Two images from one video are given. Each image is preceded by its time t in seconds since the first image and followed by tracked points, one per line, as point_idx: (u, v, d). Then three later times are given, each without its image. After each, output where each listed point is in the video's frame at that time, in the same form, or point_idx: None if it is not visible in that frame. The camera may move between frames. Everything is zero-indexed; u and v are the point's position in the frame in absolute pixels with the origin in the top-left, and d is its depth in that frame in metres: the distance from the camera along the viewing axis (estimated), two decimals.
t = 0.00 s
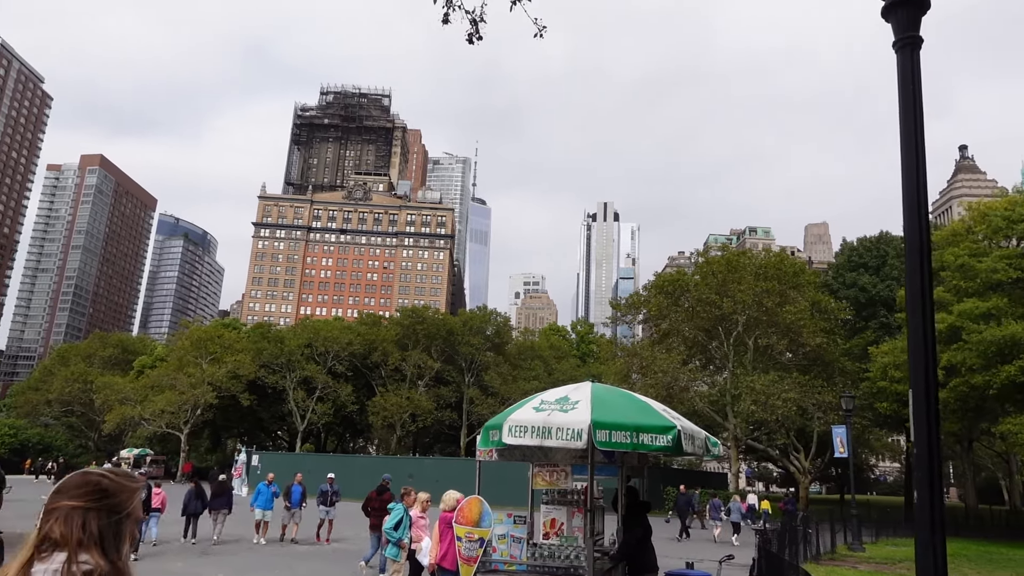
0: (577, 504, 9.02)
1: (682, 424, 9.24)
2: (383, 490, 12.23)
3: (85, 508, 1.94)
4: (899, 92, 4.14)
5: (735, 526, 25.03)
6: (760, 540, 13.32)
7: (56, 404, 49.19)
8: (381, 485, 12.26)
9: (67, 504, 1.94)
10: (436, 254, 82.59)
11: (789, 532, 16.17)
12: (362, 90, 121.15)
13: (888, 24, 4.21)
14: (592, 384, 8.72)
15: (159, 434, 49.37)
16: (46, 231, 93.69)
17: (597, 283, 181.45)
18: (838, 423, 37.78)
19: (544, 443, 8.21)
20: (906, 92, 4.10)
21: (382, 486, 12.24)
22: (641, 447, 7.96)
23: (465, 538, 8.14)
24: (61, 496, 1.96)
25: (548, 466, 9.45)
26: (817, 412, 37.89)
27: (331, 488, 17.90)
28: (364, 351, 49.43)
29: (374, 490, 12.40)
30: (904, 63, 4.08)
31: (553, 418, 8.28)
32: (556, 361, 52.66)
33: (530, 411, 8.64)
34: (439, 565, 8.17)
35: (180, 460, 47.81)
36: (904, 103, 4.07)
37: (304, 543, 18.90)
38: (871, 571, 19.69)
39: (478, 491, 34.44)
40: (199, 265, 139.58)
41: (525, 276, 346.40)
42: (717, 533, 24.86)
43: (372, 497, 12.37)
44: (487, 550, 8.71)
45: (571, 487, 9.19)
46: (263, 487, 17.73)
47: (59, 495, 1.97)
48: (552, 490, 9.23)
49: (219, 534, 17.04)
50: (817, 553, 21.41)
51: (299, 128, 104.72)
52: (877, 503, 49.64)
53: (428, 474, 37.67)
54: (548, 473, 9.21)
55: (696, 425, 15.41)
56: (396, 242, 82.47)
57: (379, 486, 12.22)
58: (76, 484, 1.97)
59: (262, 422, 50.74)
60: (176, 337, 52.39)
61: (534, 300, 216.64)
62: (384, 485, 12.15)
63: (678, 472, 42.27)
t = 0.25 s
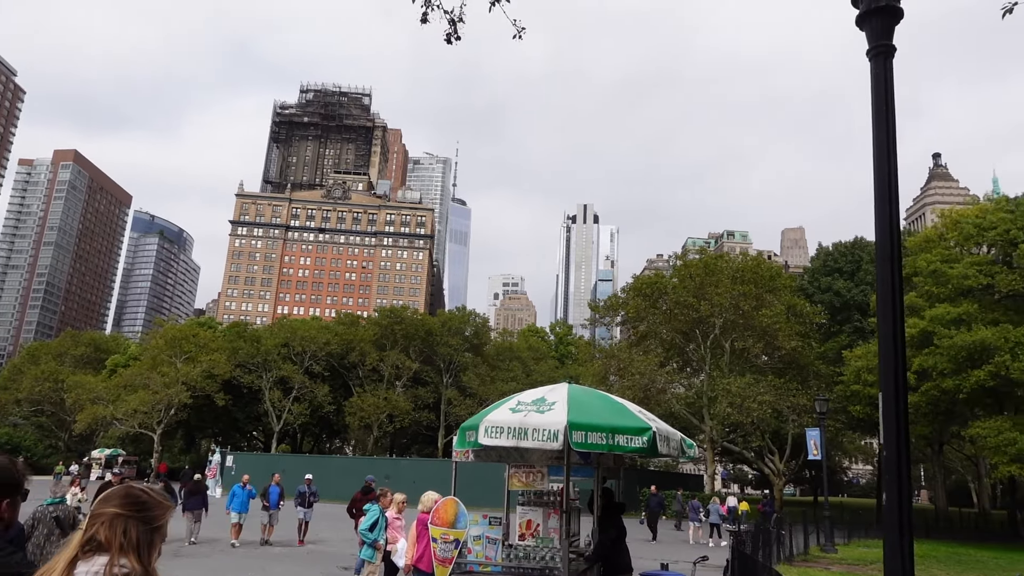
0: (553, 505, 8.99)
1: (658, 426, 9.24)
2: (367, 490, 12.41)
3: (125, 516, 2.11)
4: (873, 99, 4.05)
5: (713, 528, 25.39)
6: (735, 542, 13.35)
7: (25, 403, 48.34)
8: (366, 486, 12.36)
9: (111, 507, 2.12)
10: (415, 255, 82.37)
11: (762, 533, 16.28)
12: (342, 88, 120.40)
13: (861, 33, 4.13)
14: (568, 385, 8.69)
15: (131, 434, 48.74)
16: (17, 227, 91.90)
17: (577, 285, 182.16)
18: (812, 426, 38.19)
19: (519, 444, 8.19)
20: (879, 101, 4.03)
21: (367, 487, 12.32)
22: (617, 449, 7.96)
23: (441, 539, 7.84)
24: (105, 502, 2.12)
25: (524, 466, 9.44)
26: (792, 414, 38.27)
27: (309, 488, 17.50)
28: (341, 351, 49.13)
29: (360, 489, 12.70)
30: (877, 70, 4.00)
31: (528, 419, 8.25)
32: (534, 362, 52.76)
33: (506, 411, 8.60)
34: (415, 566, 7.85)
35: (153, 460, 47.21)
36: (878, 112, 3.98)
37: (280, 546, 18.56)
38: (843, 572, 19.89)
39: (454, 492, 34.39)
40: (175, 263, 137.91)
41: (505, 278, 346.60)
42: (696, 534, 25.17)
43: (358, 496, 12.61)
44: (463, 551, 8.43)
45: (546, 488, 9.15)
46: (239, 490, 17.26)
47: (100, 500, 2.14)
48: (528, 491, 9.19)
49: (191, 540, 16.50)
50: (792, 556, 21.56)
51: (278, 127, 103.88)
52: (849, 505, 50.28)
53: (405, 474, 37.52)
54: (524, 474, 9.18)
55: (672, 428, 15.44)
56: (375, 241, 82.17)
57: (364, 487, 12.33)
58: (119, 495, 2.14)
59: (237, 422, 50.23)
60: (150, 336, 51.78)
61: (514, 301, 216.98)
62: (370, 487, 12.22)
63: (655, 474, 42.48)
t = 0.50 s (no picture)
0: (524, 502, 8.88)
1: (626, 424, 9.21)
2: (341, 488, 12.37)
3: (157, 504, 2.38)
4: (841, 101, 4.11)
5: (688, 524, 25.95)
6: (702, 538, 13.45)
7: None
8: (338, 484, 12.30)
9: (143, 497, 2.37)
10: (388, 250, 81.95)
11: (728, 529, 16.48)
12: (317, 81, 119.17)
13: (832, 36, 4.16)
14: (541, 383, 8.59)
15: (96, 429, 47.93)
16: None
17: (551, 282, 182.61)
18: (779, 424, 38.72)
19: (490, 441, 8.08)
20: (846, 104, 4.08)
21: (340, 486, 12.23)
22: (586, 446, 7.91)
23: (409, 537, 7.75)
24: (136, 493, 2.38)
25: (495, 463, 9.31)
26: (761, 413, 38.78)
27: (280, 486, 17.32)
28: (313, 346, 48.71)
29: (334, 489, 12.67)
30: (845, 73, 4.05)
31: (500, 415, 8.13)
32: (506, 360, 52.80)
33: (477, 408, 8.47)
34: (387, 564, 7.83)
35: (118, 456, 46.45)
36: (844, 114, 4.04)
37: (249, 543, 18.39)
38: (807, 568, 20.20)
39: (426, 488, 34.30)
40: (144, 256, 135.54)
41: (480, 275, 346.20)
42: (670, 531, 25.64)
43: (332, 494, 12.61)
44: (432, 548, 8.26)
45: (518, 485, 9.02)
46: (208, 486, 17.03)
47: (131, 493, 2.40)
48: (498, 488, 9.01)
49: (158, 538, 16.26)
50: (757, 552, 21.80)
51: (251, 119, 102.52)
52: (814, 502, 51.12)
53: (376, 471, 37.34)
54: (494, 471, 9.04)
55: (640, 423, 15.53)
56: (348, 236, 81.58)
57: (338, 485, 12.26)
58: (150, 487, 2.41)
59: (204, 418, 49.58)
60: (116, 330, 50.87)
61: (489, 298, 216.98)
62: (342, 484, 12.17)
63: (625, 471, 42.82)
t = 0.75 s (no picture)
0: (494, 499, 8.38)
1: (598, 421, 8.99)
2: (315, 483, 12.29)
3: (154, 494, 2.45)
4: (813, 105, 4.19)
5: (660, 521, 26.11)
6: (671, 534, 13.55)
7: None
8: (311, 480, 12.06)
9: (142, 487, 2.45)
10: (362, 245, 81.40)
11: (698, 526, 16.65)
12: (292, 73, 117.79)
13: (804, 39, 4.23)
14: (512, 379, 8.31)
15: (59, 424, 46.99)
16: None
17: (526, 279, 182.89)
18: (747, 422, 39.22)
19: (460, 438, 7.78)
20: (816, 106, 4.18)
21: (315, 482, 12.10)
22: (557, 443, 7.57)
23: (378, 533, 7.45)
24: (135, 484, 2.46)
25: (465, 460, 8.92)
26: (730, 411, 39.25)
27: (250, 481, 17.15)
28: (283, 341, 48.23)
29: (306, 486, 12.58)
30: (815, 77, 4.14)
31: (470, 412, 7.81)
32: (479, 356, 52.76)
33: (448, 404, 8.15)
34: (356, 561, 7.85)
35: (82, 451, 45.62)
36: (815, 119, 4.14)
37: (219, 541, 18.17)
38: (773, 564, 20.48)
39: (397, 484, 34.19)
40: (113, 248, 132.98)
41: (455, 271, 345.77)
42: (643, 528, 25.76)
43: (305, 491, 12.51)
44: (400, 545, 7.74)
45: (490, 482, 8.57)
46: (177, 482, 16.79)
47: (129, 482, 2.48)
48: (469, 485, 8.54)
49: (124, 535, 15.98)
50: (725, 548, 22.07)
51: (222, 110, 101.00)
52: (781, 499, 51.92)
53: (347, 467, 37.14)
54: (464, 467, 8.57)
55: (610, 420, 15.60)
56: (321, 231, 80.85)
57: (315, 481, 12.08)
58: (148, 479, 2.49)
59: (172, 413, 48.86)
60: (81, 323, 49.94)
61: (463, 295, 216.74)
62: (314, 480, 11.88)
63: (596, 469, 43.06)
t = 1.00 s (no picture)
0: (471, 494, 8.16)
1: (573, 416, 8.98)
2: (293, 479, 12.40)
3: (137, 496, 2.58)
4: (787, 105, 4.15)
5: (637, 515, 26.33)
6: (647, 529, 13.61)
7: None
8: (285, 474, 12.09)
9: (126, 490, 2.57)
10: (339, 240, 80.87)
11: (672, 521, 16.78)
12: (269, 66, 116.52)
13: (778, 38, 4.19)
14: (489, 374, 8.25)
15: (27, 420, 46.17)
16: None
17: (505, 275, 182.93)
18: (722, 418, 39.61)
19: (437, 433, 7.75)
20: (789, 105, 4.14)
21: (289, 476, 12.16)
22: (534, 439, 7.60)
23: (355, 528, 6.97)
24: (120, 486, 2.58)
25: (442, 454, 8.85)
26: (705, 407, 39.64)
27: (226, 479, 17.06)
28: (259, 337, 47.82)
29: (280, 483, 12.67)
30: (790, 75, 4.09)
31: (446, 407, 7.74)
32: (457, 352, 52.71)
33: (424, 400, 8.10)
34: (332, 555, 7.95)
35: (52, 447, 44.87)
36: (790, 116, 4.09)
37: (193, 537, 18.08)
38: (746, 558, 20.71)
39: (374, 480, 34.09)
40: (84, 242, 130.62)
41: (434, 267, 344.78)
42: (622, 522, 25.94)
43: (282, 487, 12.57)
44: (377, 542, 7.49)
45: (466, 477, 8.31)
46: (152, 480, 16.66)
47: (114, 487, 2.60)
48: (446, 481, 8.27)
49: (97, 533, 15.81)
50: (699, 543, 22.29)
51: (197, 102, 99.66)
52: (755, 493, 52.57)
53: (323, 463, 36.97)
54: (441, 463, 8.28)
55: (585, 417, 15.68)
56: (298, 225, 80.23)
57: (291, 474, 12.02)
58: (132, 482, 2.61)
59: (145, 409, 48.23)
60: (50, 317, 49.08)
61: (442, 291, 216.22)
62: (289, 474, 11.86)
63: (574, 464, 43.24)
